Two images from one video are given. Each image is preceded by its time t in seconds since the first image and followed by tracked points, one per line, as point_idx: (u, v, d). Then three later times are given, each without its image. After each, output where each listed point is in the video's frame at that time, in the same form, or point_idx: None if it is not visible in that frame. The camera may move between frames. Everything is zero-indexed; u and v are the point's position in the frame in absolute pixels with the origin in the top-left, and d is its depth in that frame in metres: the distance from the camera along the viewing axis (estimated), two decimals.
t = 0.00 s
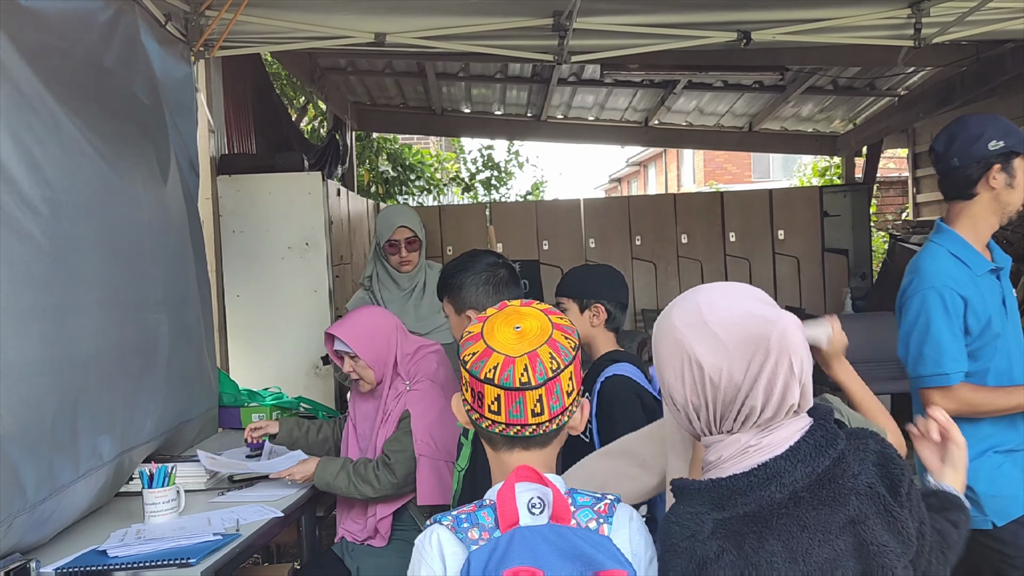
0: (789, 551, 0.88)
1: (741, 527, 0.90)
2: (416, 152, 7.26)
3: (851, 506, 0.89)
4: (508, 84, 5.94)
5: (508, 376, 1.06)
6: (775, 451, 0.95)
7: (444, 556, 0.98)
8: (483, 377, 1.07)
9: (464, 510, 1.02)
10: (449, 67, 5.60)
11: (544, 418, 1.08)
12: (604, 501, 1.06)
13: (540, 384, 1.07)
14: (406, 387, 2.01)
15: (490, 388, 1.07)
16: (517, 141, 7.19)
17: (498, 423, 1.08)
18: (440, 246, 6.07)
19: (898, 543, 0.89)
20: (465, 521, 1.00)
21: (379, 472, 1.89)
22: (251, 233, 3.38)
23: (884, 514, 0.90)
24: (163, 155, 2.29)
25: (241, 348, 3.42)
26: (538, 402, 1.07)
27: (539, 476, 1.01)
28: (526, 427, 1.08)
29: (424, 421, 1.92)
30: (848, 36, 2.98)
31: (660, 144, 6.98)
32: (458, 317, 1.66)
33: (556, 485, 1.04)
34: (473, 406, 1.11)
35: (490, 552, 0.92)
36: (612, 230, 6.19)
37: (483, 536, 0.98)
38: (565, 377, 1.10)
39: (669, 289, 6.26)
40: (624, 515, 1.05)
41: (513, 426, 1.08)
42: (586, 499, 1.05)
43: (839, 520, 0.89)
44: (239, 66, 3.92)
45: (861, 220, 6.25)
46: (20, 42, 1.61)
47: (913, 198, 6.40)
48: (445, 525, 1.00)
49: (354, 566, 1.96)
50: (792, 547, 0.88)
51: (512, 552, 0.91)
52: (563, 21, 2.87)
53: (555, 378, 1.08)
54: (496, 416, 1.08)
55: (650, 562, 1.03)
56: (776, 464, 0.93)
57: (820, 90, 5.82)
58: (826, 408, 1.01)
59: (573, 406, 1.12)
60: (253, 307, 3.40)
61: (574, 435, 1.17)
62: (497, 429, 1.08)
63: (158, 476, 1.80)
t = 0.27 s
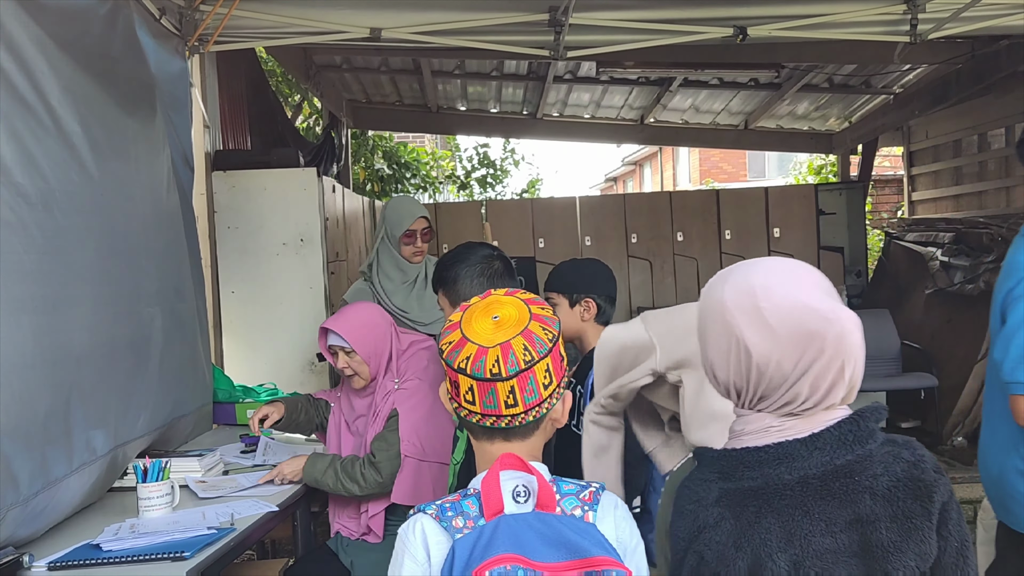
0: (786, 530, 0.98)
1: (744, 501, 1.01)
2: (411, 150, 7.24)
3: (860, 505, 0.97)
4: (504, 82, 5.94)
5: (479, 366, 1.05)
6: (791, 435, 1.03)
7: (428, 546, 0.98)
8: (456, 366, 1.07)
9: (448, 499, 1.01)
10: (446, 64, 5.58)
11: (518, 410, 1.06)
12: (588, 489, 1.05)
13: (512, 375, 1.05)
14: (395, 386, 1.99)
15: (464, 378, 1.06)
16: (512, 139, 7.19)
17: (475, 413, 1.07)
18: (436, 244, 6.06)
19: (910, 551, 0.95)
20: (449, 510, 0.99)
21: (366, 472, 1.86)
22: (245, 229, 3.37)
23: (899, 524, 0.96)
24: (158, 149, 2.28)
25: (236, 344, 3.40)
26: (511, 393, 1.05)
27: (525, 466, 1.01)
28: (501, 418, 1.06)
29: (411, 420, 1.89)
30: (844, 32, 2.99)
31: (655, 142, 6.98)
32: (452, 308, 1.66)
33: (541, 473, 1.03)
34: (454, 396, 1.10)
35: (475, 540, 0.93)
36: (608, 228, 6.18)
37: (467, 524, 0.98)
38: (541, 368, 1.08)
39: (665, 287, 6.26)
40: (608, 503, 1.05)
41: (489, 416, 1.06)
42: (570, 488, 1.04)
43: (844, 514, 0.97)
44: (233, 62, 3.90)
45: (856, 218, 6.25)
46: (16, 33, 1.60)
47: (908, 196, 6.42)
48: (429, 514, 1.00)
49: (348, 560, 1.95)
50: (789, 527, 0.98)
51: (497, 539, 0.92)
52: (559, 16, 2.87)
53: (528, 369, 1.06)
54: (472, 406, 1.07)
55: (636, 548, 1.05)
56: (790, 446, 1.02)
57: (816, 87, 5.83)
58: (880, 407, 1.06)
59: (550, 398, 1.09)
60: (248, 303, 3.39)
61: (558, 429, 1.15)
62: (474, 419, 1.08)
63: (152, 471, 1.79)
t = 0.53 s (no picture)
0: (873, 530, 1.04)
1: (836, 486, 1.07)
2: (404, 148, 7.25)
3: (953, 521, 1.04)
4: (497, 81, 5.94)
5: (461, 358, 1.04)
6: (908, 435, 1.08)
7: (414, 544, 0.96)
8: (438, 359, 1.06)
9: (434, 497, 1.00)
10: (439, 63, 5.58)
11: (500, 403, 1.05)
12: (576, 485, 1.04)
13: (494, 367, 1.04)
14: (393, 388, 2.03)
15: (446, 371, 1.06)
16: (506, 138, 7.18)
17: (457, 406, 1.07)
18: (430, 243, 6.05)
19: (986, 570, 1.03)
20: (435, 508, 0.98)
21: (383, 471, 1.85)
22: (238, 227, 3.35)
23: (978, 544, 1.04)
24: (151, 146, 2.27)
25: (229, 343, 3.39)
26: (492, 386, 1.04)
27: (511, 462, 1.00)
28: (483, 411, 1.06)
29: (419, 418, 1.94)
30: (838, 30, 2.99)
31: (649, 141, 6.98)
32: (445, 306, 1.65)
33: (528, 470, 1.02)
34: (437, 390, 1.10)
35: (462, 538, 0.92)
36: (602, 227, 6.18)
37: (454, 522, 0.96)
38: (523, 362, 1.07)
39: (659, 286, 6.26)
40: (596, 500, 1.04)
41: (471, 409, 1.06)
42: (558, 483, 1.03)
43: (938, 527, 1.04)
44: (225, 60, 3.88)
45: (849, 217, 6.27)
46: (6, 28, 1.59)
47: (901, 195, 6.43)
48: (415, 512, 0.98)
49: (342, 557, 1.95)
50: (877, 524, 1.04)
51: (483, 537, 0.91)
52: (553, 13, 2.86)
53: (509, 362, 1.05)
54: (455, 399, 1.06)
55: (624, 543, 1.03)
56: (897, 445, 1.07)
57: (810, 87, 5.85)
58: (978, 428, 1.13)
59: (533, 392, 1.08)
60: (240, 301, 3.37)
61: (546, 424, 1.14)
62: (457, 412, 1.07)
63: (145, 469, 1.78)
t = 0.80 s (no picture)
0: (979, 500, 1.01)
1: (943, 455, 1.06)
2: (395, 147, 7.25)
3: None
4: (489, 79, 5.94)
5: (454, 355, 1.03)
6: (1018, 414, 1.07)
7: (406, 542, 0.95)
8: (432, 355, 1.05)
9: (427, 493, 0.98)
10: (430, 62, 5.58)
11: (494, 400, 1.04)
12: (571, 482, 1.03)
13: (487, 364, 1.03)
14: (377, 394, 1.91)
15: (440, 367, 1.05)
16: (497, 137, 7.18)
17: (452, 402, 1.06)
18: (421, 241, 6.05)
19: None
20: (427, 506, 0.97)
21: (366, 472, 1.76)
22: (228, 226, 3.34)
23: None
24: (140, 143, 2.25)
25: (220, 341, 3.37)
26: (485, 383, 1.03)
27: (503, 458, 0.97)
28: (477, 408, 1.05)
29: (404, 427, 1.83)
30: (830, 29, 2.99)
31: (640, 140, 6.98)
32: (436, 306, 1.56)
33: (521, 467, 1.01)
34: (432, 386, 1.09)
35: (453, 535, 0.90)
36: (593, 226, 6.18)
37: (445, 520, 0.95)
38: (517, 359, 1.05)
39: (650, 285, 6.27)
40: (592, 497, 1.02)
41: (465, 406, 1.05)
42: (552, 480, 1.02)
43: None
44: (215, 58, 3.86)
45: (839, 216, 6.28)
46: None
47: (891, 195, 6.46)
48: (407, 509, 0.97)
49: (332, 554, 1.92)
50: (982, 497, 1.02)
51: (474, 534, 0.89)
52: (545, 11, 2.85)
53: (502, 359, 1.03)
54: (449, 396, 1.05)
55: (618, 542, 1.02)
56: (1012, 421, 1.06)
57: (800, 86, 5.86)
58: None
59: (528, 388, 1.07)
60: (231, 300, 3.36)
61: (539, 422, 1.13)
62: (451, 408, 1.07)
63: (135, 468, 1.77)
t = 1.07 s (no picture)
0: (1012, 496, 0.94)
1: (974, 452, 0.96)
2: (384, 145, 7.24)
3: None
4: (477, 77, 5.93)
5: (445, 347, 1.00)
6: None
7: (401, 536, 0.94)
8: (424, 347, 1.03)
9: (423, 488, 0.97)
10: (418, 59, 5.56)
11: (487, 393, 1.01)
12: (569, 476, 0.99)
13: (480, 357, 1.00)
14: (353, 399, 1.87)
15: (432, 359, 1.02)
16: (486, 135, 7.17)
17: (445, 395, 1.03)
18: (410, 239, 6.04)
19: None
20: (423, 500, 0.95)
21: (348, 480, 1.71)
22: (215, 223, 3.32)
23: None
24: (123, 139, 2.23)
25: (206, 339, 3.35)
26: (478, 375, 1.00)
27: (500, 453, 0.93)
28: (470, 401, 1.02)
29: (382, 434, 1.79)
30: (819, 26, 2.99)
31: (629, 139, 6.99)
32: (421, 301, 1.51)
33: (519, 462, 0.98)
34: (425, 378, 1.07)
35: (448, 530, 0.88)
36: (582, 224, 6.18)
37: (441, 515, 0.93)
38: (510, 351, 1.02)
39: (639, 283, 6.27)
40: (590, 493, 0.97)
41: (458, 399, 1.02)
42: (549, 475, 0.98)
43: None
44: (202, 54, 3.84)
45: (827, 214, 6.30)
46: None
47: (878, 193, 6.48)
48: (403, 504, 0.96)
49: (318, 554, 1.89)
50: (1015, 494, 0.94)
51: (470, 530, 0.87)
52: (532, 7, 2.84)
53: (495, 352, 1.00)
54: (441, 388, 1.03)
55: (618, 539, 0.97)
56: None
57: (788, 85, 5.88)
58: None
59: (522, 381, 1.03)
60: (217, 297, 3.33)
61: (537, 416, 1.09)
62: (444, 401, 1.04)
63: (118, 466, 1.75)
